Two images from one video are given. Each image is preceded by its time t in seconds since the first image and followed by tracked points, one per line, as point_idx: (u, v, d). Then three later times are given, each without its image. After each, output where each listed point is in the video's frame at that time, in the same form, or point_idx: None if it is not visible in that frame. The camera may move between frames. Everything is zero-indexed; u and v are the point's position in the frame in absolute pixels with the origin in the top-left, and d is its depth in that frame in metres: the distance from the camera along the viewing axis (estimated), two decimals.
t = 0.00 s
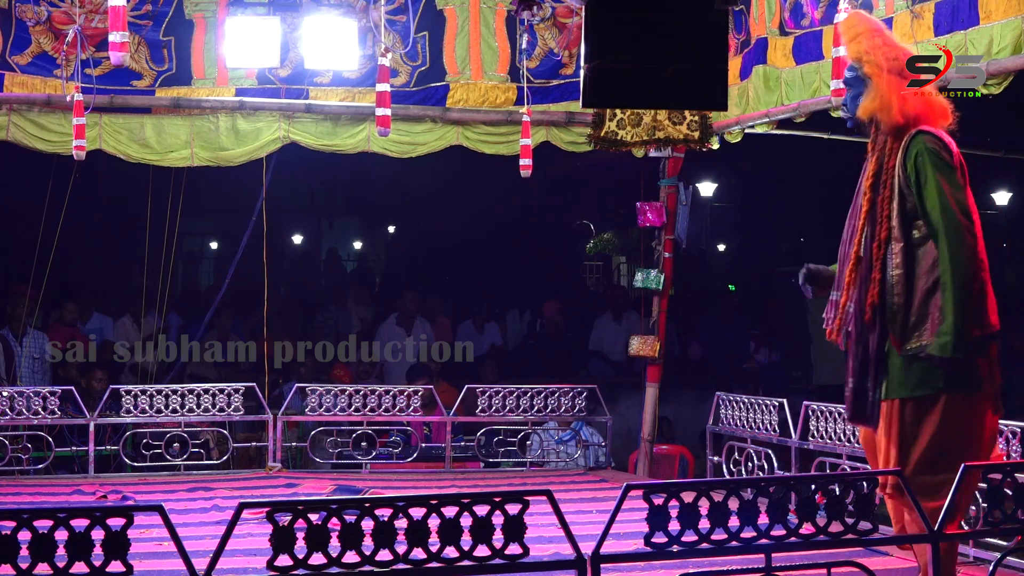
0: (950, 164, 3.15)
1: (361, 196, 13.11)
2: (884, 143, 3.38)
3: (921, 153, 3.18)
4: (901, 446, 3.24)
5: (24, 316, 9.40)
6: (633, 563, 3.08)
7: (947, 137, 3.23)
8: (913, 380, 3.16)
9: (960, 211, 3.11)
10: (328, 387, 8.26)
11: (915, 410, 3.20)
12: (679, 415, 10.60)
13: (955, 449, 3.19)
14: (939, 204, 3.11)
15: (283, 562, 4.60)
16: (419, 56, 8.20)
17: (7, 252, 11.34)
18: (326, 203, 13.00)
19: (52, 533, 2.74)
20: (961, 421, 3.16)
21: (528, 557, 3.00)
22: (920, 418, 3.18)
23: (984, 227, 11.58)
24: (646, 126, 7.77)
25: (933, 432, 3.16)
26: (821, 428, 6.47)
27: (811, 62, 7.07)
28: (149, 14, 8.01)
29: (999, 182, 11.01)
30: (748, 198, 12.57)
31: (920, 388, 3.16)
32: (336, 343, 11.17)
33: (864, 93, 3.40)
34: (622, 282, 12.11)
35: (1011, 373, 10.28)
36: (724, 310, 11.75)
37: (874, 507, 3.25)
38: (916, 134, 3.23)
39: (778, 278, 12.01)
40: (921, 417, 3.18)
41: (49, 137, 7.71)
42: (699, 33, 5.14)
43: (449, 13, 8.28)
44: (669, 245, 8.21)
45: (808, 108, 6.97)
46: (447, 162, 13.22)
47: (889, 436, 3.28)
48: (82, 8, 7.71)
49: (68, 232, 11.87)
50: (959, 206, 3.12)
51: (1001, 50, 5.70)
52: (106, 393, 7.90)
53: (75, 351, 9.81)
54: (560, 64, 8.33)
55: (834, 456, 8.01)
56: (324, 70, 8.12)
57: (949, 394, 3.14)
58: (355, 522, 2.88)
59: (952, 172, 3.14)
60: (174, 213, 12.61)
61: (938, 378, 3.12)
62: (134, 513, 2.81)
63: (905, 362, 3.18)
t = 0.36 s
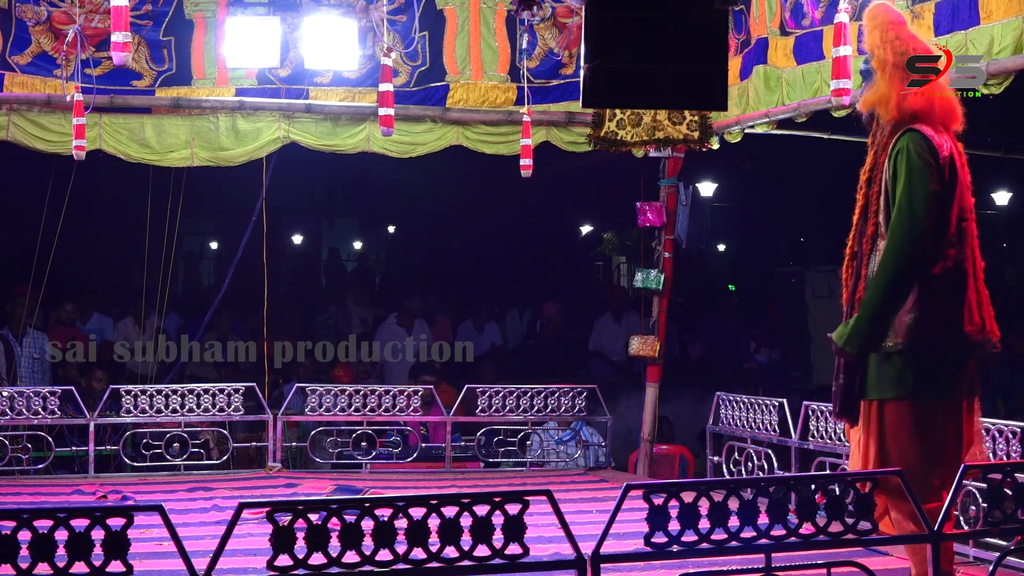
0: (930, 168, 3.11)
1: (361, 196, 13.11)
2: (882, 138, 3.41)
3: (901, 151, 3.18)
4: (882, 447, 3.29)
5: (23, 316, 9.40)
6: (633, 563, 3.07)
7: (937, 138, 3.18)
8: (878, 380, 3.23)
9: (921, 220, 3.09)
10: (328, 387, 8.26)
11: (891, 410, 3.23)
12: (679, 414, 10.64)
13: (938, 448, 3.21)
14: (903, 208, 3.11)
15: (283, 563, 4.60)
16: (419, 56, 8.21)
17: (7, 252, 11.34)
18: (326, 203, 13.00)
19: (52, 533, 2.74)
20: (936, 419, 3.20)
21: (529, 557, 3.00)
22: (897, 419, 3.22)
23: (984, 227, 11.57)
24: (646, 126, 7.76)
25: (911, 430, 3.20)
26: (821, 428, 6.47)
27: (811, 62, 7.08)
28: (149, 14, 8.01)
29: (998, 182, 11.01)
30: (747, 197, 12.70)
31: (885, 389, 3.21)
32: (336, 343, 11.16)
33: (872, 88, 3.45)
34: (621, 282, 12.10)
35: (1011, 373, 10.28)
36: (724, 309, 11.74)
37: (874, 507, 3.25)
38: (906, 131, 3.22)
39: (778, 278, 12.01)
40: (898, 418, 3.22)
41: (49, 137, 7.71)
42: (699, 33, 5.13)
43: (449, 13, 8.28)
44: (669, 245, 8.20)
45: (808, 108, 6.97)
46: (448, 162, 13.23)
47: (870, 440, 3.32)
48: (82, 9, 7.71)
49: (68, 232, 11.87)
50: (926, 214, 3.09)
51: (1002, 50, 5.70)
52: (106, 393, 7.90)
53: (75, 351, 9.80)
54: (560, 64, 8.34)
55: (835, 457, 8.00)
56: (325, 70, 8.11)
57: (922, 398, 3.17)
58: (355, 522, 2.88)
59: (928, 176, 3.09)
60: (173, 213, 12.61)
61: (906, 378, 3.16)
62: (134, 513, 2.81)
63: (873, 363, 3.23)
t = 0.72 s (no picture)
0: (890, 155, 3.23)
1: (361, 196, 13.12)
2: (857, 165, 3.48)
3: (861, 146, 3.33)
4: (896, 450, 3.23)
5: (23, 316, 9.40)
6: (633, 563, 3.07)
7: (897, 134, 3.32)
8: (894, 377, 3.19)
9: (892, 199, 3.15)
10: (328, 387, 8.26)
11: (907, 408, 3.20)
12: (679, 414, 10.64)
13: (949, 433, 3.26)
14: (872, 199, 3.17)
15: (283, 563, 4.60)
16: (419, 56, 8.21)
17: (7, 253, 11.34)
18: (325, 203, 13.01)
19: (52, 533, 2.73)
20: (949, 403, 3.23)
21: (529, 557, 3.00)
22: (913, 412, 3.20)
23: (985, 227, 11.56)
24: (646, 126, 7.76)
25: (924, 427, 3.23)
26: (821, 428, 6.46)
27: (812, 62, 7.07)
28: (149, 14, 8.01)
29: (998, 182, 11.00)
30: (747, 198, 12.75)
31: (895, 375, 3.19)
32: (336, 343, 11.15)
33: (844, 106, 3.63)
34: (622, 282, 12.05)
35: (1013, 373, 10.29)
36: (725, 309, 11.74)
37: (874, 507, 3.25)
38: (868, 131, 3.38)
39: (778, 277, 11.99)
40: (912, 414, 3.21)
41: (49, 137, 7.71)
42: (699, 34, 5.12)
43: (449, 13, 8.28)
44: (669, 245, 8.20)
45: (808, 108, 6.96)
46: (447, 162, 13.22)
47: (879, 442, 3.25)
48: (82, 9, 7.71)
49: (68, 232, 11.87)
50: (896, 194, 3.15)
51: (1002, 50, 5.68)
52: (106, 393, 7.90)
53: (75, 351, 9.80)
54: (560, 64, 8.34)
55: (835, 457, 8.00)
56: (325, 70, 8.12)
57: (928, 374, 3.19)
58: (355, 522, 2.88)
59: (889, 161, 3.21)
60: (173, 213, 12.61)
61: (912, 360, 3.18)
62: (134, 513, 2.81)
63: (880, 357, 3.20)
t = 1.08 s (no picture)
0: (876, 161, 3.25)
1: (361, 196, 13.12)
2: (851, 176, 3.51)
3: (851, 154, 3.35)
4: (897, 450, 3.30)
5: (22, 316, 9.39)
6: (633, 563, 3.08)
7: (889, 139, 3.36)
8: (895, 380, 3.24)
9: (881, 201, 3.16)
10: (328, 387, 8.26)
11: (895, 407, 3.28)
12: (679, 414, 10.64)
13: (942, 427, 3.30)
14: (859, 199, 3.19)
15: (283, 563, 4.60)
16: (419, 56, 8.21)
17: (7, 252, 11.34)
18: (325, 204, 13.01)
19: (52, 533, 2.73)
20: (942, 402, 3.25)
21: (529, 557, 3.00)
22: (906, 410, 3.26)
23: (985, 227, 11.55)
24: (646, 126, 7.76)
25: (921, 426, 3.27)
26: (821, 428, 6.46)
27: (812, 62, 7.07)
28: (149, 14, 8.01)
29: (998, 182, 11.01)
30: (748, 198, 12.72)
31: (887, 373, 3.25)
32: (336, 343, 11.14)
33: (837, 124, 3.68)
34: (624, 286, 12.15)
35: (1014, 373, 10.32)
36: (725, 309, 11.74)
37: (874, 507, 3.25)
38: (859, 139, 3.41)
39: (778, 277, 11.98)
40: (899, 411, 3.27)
41: (49, 137, 7.71)
42: (698, 34, 5.11)
43: (449, 13, 8.28)
44: (669, 245, 8.20)
45: (808, 108, 6.96)
46: (447, 162, 13.22)
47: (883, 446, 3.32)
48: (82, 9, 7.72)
49: (68, 232, 11.87)
50: (884, 195, 3.17)
51: (1002, 50, 5.68)
52: (106, 393, 7.89)
53: (74, 351, 9.80)
54: (560, 64, 8.34)
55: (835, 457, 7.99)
56: (325, 70, 8.12)
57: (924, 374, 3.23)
58: (355, 522, 2.88)
59: (877, 164, 3.24)
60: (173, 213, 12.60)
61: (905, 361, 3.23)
62: (134, 513, 2.81)
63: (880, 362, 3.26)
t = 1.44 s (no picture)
0: (848, 167, 3.29)
1: (362, 196, 13.13)
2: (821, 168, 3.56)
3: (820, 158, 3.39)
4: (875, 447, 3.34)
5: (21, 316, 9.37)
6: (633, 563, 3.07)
7: (858, 143, 3.37)
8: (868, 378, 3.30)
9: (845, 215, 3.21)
10: (328, 387, 8.26)
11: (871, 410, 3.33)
12: (679, 414, 10.65)
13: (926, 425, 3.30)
14: (825, 212, 3.23)
15: (284, 563, 4.60)
16: (419, 56, 8.21)
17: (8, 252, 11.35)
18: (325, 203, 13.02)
19: (52, 533, 2.73)
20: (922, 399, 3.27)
21: (529, 557, 2.99)
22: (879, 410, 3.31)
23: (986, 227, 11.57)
24: (646, 126, 7.76)
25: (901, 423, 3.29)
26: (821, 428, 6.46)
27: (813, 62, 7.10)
28: (149, 14, 8.01)
29: (999, 182, 11.01)
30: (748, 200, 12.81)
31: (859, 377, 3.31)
32: (336, 343, 11.14)
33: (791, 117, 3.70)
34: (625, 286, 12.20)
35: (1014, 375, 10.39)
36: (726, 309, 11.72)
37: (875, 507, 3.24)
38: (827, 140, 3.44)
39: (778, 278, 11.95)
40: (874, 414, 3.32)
41: (50, 137, 7.70)
42: (698, 35, 5.11)
43: (449, 13, 8.28)
44: (669, 245, 8.19)
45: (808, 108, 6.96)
46: (447, 163, 13.22)
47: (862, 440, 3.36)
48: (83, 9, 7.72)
49: (68, 232, 11.88)
50: (852, 209, 3.21)
51: (1003, 50, 5.68)
52: (106, 393, 7.89)
53: (75, 351, 9.80)
54: (561, 64, 8.34)
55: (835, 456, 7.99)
56: (325, 70, 8.13)
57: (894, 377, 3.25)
58: (355, 522, 2.88)
59: (845, 172, 3.27)
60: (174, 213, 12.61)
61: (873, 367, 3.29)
62: (134, 513, 2.81)
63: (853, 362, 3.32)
